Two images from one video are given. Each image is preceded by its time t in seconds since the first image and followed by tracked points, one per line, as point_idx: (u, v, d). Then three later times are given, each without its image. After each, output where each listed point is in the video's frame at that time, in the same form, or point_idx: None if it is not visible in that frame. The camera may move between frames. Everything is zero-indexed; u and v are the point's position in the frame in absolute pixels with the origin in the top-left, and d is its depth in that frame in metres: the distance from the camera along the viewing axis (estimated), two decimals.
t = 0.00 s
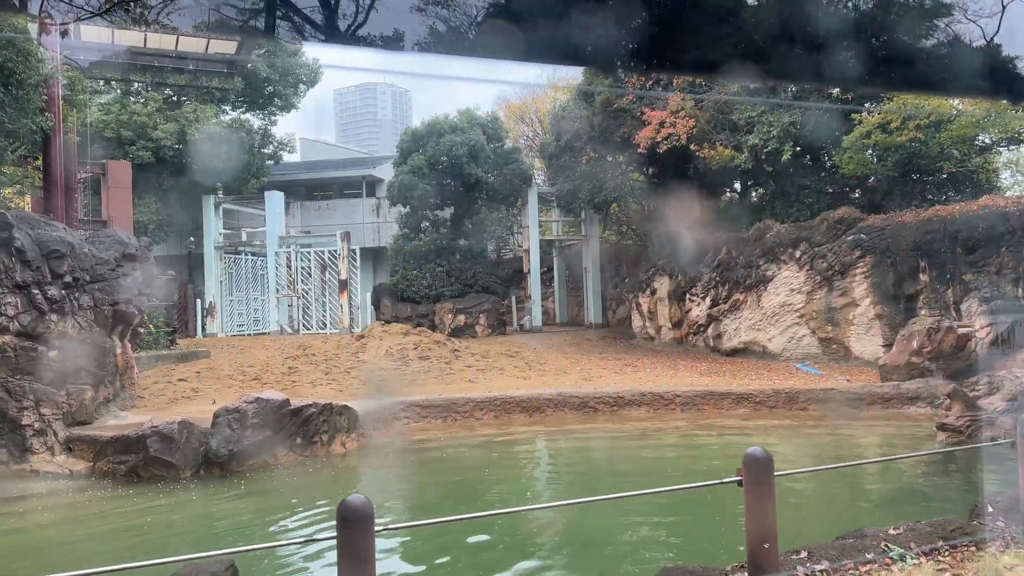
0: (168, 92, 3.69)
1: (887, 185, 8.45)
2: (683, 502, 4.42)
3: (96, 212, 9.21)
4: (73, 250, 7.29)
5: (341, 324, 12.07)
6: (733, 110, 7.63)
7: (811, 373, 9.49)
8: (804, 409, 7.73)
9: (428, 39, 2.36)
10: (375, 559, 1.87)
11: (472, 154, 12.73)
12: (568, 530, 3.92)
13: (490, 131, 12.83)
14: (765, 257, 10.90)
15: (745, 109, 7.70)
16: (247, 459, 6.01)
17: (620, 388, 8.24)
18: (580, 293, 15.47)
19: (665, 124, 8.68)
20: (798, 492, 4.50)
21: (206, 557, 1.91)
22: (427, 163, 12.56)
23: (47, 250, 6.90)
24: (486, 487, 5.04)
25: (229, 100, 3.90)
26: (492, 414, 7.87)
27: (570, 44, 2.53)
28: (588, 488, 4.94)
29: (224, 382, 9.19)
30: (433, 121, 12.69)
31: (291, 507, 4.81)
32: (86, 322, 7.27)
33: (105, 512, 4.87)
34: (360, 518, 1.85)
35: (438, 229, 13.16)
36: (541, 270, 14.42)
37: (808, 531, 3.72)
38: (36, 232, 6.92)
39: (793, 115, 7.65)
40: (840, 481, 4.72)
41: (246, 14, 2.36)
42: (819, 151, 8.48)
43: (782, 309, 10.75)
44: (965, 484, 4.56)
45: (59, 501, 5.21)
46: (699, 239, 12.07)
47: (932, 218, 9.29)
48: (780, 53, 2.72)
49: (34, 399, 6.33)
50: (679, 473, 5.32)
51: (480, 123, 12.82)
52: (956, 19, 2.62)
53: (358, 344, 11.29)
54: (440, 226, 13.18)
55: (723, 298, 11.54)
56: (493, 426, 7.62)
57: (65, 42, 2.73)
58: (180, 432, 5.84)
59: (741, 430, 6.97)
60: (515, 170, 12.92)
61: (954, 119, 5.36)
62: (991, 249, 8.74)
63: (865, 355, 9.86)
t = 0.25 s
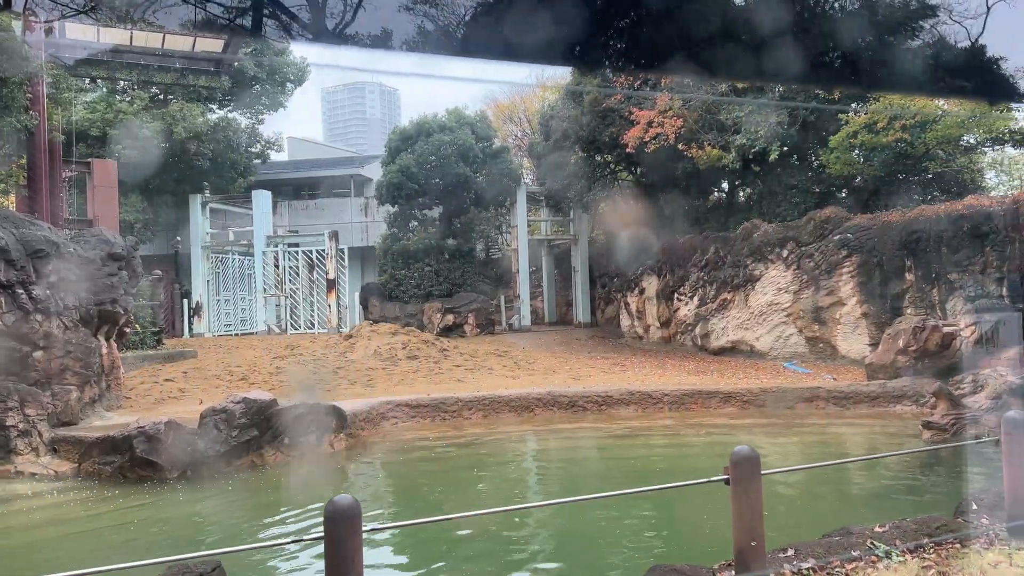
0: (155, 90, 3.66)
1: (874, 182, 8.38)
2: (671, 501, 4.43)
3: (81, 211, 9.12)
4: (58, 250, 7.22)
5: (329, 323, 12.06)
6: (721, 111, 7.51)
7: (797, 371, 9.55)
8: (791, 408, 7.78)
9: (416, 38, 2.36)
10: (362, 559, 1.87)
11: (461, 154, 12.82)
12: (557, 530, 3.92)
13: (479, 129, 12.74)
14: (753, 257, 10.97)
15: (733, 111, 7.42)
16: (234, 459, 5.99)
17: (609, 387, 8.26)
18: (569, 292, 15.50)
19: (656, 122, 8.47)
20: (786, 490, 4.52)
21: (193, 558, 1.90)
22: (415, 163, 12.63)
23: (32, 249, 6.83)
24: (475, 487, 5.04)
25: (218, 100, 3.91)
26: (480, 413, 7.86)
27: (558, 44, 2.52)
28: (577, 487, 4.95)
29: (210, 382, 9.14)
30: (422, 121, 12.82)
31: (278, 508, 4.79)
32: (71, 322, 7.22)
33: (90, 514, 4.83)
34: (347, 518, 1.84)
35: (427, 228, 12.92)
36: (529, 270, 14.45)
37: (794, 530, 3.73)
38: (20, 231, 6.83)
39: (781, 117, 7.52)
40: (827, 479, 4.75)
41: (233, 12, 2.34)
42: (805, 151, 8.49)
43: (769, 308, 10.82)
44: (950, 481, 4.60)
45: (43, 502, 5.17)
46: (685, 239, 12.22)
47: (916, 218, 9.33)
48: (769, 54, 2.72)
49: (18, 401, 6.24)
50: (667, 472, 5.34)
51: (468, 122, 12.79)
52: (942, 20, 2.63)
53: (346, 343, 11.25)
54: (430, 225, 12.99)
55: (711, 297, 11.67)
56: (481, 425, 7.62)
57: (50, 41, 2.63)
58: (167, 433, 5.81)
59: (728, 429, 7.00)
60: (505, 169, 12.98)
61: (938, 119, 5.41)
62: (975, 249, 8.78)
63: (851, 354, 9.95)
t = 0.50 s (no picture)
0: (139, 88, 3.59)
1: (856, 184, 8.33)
2: (659, 499, 4.44)
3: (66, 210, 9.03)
4: (43, 249, 7.16)
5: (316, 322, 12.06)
6: (709, 110, 7.48)
7: (785, 370, 9.61)
8: (778, 406, 7.82)
9: (403, 37, 2.35)
10: (349, 559, 1.87)
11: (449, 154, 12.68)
12: (546, 528, 3.93)
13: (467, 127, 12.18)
14: (741, 255, 11.04)
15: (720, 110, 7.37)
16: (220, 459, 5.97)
17: (598, 386, 8.27)
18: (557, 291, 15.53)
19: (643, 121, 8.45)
20: (772, 488, 4.55)
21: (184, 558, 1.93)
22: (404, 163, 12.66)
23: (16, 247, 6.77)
24: (464, 486, 5.04)
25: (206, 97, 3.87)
26: (469, 412, 7.86)
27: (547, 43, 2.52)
28: (566, 485, 4.96)
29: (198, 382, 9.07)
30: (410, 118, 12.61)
31: (265, 508, 4.76)
32: (56, 321, 7.17)
33: (75, 515, 4.78)
34: (334, 518, 1.83)
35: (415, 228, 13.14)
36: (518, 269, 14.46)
37: (781, 527, 3.75)
38: (4, 229, 6.69)
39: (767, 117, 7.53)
40: (813, 477, 4.78)
41: (219, 9, 2.32)
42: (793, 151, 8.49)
43: (757, 307, 10.92)
44: (935, 479, 4.64)
45: (28, 503, 5.12)
46: (674, 238, 12.22)
47: (901, 219, 9.38)
48: (756, 55, 2.73)
49: (2, 400, 6.22)
50: (656, 470, 5.36)
51: (456, 120, 12.06)
52: (927, 22, 2.65)
53: (335, 343, 11.22)
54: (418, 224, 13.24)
55: (699, 297, 11.72)
56: (470, 424, 7.62)
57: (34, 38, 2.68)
58: (154, 432, 5.79)
59: (715, 427, 7.03)
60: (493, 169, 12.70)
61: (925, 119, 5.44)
62: (960, 248, 8.86)
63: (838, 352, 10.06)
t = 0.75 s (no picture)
0: (125, 85, 3.49)
1: (843, 184, 8.35)
2: (648, 496, 4.45)
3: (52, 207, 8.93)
4: (28, 247, 7.02)
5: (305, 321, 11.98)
6: (696, 109, 7.52)
7: (773, 368, 9.66)
8: (766, 404, 7.85)
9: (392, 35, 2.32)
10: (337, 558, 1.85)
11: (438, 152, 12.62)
12: (535, 526, 3.93)
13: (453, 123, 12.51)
14: (729, 254, 11.12)
15: (710, 109, 7.49)
16: (206, 459, 5.89)
17: (587, 384, 8.28)
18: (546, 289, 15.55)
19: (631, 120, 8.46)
20: (760, 485, 4.56)
21: (169, 557, 1.88)
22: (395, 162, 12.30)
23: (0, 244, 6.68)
24: (453, 485, 5.03)
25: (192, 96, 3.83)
26: (458, 410, 7.85)
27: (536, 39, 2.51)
28: (555, 483, 4.96)
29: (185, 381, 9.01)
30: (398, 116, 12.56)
31: (253, 507, 4.73)
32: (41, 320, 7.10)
33: (60, 515, 4.73)
34: (321, 516, 1.82)
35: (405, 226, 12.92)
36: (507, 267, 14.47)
37: (768, 524, 3.77)
38: None
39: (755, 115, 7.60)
40: (800, 474, 4.81)
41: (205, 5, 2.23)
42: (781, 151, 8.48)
43: (744, 305, 11.02)
44: (921, 476, 4.67)
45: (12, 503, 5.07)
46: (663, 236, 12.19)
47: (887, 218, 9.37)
48: (744, 53, 2.73)
49: None
50: (645, 468, 5.38)
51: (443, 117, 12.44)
52: (915, 21, 2.66)
53: (323, 341, 11.18)
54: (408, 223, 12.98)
55: (687, 295, 11.83)
56: (459, 422, 7.61)
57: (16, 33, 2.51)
58: (140, 431, 5.74)
59: (704, 425, 7.06)
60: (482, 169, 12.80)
61: (912, 118, 5.47)
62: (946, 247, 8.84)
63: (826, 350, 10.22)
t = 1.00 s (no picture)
0: (111, 81, 3.42)
1: (831, 182, 8.38)
2: (637, 493, 4.46)
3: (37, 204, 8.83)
4: (13, 244, 6.95)
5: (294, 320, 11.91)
6: (686, 107, 7.52)
7: (761, 366, 9.70)
8: (754, 402, 7.88)
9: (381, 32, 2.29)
10: (325, 557, 1.84)
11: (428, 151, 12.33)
12: (524, 524, 3.93)
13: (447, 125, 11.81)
14: (718, 253, 11.18)
15: (698, 107, 7.51)
16: (195, 457, 5.88)
17: (576, 382, 8.29)
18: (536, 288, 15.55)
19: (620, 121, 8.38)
20: (748, 481, 4.59)
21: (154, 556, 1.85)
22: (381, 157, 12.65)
23: None
24: (443, 483, 5.02)
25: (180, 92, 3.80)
26: (447, 409, 7.84)
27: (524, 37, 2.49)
28: (545, 481, 4.97)
29: (172, 379, 8.95)
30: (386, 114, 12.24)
31: (242, 506, 4.70)
32: (27, 318, 7.05)
33: (46, 514, 4.68)
34: (310, 515, 1.81)
35: (394, 224, 13.22)
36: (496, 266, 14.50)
37: (755, 522, 3.79)
38: None
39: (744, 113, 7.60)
40: (788, 472, 4.83)
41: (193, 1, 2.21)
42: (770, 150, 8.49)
43: (733, 304, 11.09)
44: (908, 474, 4.70)
45: None
46: (652, 235, 12.28)
47: (878, 216, 9.27)
48: (732, 50, 2.74)
49: None
50: (635, 466, 5.39)
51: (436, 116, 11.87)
52: (902, 21, 2.67)
53: (312, 340, 11.13)
54: (396, 221, 13.24)
55: (676, 293, 11.89)
56: (448, 421, 7.60)
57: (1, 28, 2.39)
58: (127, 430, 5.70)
59: (693, 423, 7.09)
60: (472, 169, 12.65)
61: (900, 117, 5.50)
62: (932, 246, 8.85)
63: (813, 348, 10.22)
